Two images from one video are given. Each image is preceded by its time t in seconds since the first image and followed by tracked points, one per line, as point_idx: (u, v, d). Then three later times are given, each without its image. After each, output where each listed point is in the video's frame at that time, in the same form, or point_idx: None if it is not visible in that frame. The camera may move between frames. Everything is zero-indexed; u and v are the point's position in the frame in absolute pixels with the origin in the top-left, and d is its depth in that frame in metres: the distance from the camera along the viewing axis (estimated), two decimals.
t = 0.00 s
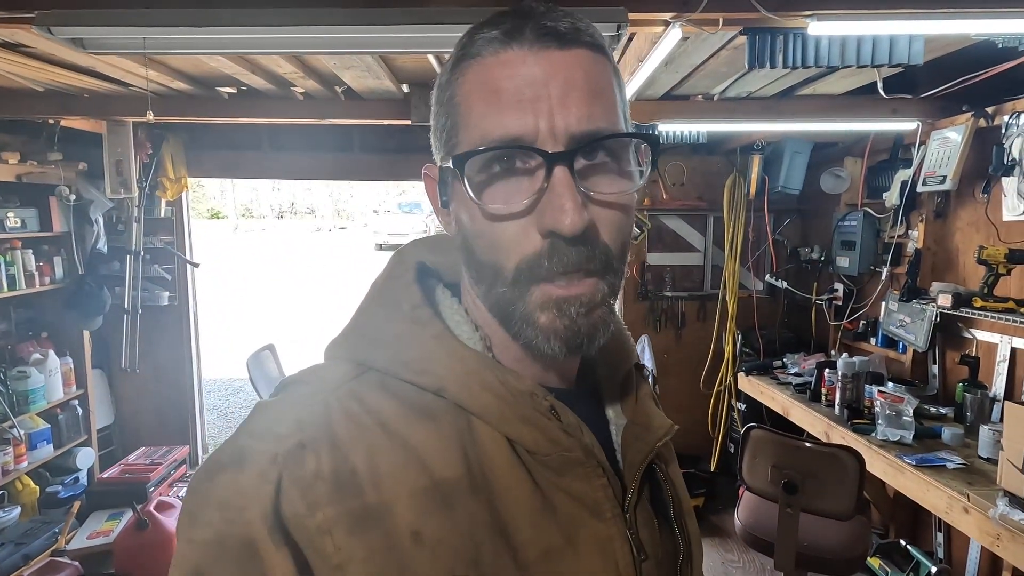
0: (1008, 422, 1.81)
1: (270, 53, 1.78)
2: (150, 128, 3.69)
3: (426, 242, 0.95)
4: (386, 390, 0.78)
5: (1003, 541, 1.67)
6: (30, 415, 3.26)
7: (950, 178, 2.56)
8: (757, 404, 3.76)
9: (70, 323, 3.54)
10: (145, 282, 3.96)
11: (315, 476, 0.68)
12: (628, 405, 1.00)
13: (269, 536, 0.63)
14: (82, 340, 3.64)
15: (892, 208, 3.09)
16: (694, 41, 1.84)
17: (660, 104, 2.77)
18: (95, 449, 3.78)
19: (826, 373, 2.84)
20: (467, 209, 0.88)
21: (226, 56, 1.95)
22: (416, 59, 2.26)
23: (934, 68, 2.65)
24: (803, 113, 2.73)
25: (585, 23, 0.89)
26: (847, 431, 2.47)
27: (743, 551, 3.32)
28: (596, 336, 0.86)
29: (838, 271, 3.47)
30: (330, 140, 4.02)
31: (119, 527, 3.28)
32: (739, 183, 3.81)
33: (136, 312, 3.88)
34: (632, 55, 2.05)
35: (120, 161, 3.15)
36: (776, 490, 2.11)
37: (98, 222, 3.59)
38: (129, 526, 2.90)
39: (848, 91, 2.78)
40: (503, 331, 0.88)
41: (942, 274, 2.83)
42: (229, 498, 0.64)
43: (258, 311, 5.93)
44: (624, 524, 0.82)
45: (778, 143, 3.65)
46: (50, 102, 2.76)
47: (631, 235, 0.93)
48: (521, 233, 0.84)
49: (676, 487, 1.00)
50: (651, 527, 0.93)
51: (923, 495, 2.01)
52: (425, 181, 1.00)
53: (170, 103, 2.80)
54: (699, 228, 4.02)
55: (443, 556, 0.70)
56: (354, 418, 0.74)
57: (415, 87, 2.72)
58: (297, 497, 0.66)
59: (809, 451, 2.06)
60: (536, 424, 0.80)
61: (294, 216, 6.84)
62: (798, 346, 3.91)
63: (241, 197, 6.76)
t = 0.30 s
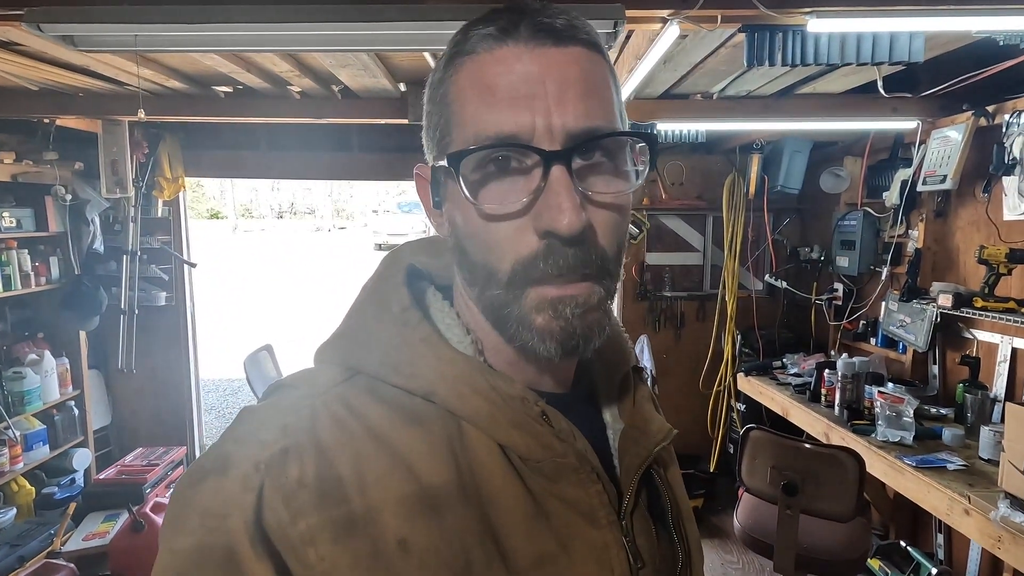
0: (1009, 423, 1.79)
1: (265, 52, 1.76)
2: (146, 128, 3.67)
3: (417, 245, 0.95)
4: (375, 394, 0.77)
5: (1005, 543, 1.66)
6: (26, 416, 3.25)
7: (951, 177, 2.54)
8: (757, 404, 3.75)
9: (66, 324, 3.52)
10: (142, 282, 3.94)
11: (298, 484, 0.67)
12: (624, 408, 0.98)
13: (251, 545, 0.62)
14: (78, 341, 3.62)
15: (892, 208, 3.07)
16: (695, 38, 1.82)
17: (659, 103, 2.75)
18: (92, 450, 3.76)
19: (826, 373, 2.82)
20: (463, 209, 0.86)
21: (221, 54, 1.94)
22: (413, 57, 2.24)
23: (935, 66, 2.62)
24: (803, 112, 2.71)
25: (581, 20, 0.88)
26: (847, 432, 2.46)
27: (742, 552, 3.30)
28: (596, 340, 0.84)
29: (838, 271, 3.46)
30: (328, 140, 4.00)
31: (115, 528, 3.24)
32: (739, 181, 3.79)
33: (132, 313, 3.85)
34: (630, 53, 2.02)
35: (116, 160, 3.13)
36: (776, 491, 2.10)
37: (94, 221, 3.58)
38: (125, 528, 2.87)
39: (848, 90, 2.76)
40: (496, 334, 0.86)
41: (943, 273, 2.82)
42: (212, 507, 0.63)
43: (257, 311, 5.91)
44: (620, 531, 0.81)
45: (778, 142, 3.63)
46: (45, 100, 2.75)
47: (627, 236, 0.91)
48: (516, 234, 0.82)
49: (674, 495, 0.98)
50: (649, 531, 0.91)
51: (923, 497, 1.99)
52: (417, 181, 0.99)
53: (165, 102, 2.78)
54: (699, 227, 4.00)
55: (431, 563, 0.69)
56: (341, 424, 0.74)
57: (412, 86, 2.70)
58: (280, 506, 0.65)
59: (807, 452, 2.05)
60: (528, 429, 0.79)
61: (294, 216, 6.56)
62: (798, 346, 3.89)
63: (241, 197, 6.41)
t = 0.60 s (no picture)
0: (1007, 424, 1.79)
1: (261, 53, 1.76)
2: (143, 129, 3.66)
3: (394, 250, 0.92)
4: (354, 406, 0.77)
5: (1002, 545, 1.65)
6: (21, 419, 3.23)
7: (948, 178, 2.54)
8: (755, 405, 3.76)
9: (62, 325, 3.50)
10: (138, 284, 3.93)
11: (277, 509, 0.67)
12: (608, 407, 0.96)
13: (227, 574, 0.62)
14: (74, 342, 3.60)
15: (890, 209, 3.07)
16: (692, 39, 1.82)
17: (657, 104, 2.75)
18: (88, 452, 3.73)
19: (824, 375, 2.82)
20: (600, 254, 0.76)
21: (216, 54, 1.93)
22: (409, 57, 2.24)
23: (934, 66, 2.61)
24: (801, 113, 2.72)
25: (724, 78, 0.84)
26: (845, 434, 2.45)
27: (740, 553, 3.30)
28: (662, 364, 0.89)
29: (836, 272, 3.45)
30: (326, 141, 3.99)
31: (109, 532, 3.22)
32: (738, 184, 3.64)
33: (129, 314, 3.84)
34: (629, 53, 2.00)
35: (112, 162, 3.12)
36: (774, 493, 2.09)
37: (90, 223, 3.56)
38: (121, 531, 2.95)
39: (846, 91, 2.76)
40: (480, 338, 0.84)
41: (941, 274, 2.82)
42: (183, 535, 0.62)
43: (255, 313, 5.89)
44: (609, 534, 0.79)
45: (776, 143, 3.63)
46: (41, 101, 2.74)
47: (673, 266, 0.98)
48: (660, 291, 0.78)
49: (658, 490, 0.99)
50: (636, 535, 0.91)
51: (921, 497, 1.99)
52: (487, 186, 0.79)
53: (161, 103, 2.77)
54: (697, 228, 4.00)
55: None
56: (322, 440, 0.73)
57: (409, 86, 2.70)
58: (257, 533, 0.65)
59: (805, 453, 2.05)
60: (514, 435, 0.77)
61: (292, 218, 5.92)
62: (796, 347, 3.89)
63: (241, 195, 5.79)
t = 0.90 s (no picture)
0: (997, 418, 1.79)
1: (254, 49, 1.77)
2: (141, 128, 3.67)
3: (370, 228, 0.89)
4: (329, 394, 0.75)
5: (993, 539, 1.66)
6: (18, 416, 3.24)
7: (942, 176, 2.55)
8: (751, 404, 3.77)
9: (60, 324, 3.51)
10: (136, 283, 3.93)
11: (250, 503, 0.65)
12: (587, 390, 0.93)
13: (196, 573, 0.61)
14: (72, 341, 3.61)
15: (885, 207, 3.07)
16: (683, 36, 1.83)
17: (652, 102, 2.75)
18: (86, 450, 3.74)
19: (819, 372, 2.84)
20: (634, 258, 0.74)
21: (211, 52, 1.94)
22: (403, 55, 2.24)
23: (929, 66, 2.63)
24: (795, 111, 2.73)
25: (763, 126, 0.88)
26: (838, 430, 2.45)
27: (736, 551, 3.30)
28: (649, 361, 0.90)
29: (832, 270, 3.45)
30: (323, 140, 4.00)
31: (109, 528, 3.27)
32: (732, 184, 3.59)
33: (126, 313, 3.84)
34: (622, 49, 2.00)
35: (109, 160, 3.13)
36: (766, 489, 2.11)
37: (88, 221, 3.57)
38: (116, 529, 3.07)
39: (840, 89, 2.77)
40: (461, 321, 0.81)
41: (935, 272, 2.82)
42: (146, 535, 0.62)
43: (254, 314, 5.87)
44: (592, 522, 0.77)
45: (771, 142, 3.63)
46: (37, 99, 2.75)
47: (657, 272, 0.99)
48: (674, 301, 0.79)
49: (635, 468, 1.01)
50: (616, 521, 0.91)
51: (914, 493, 1.99)
52: (539, 172, 0.74)
53: (157, 101, 2.78)
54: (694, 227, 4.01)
55: None
56: (296, 431, 0.71)
57: (405, 84, 2.71)
58: (229, 530, 0.64)
59: (799, 449, 2.05)
60: (497, 423, 0.75)
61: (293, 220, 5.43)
62: (792, 346, 3.90)
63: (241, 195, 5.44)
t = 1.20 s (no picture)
0: (990, 415, 1.78)
1: (251, 48, 1.78)
2: (140, 128, 3.68)
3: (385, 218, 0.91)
4: (346, 375, 0.75)
5: (985, 535, 1.67)
6: (17, 415, 3.25)
7: (937, 174, 2.55)
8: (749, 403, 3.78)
9: (59, 322, 3.53)
10: (135, 282, 3.93)
11: (268, 479, 0.66)
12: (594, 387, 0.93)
13: (211, 547, 0.62)
14: (71, 340, 3.62)
15: (881, 206, 3.08)
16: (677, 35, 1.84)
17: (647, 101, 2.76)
18: (85, 449, 3.75)
19: (814, 371, 2.85)
20: (659, 267, 0.75)
21: (208, 51, 1.96)
22: (399, 54, 2.25)
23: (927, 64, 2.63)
24: (790, 110, 2.74)
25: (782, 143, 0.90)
26: (834, 428, 2.46)
27: (733, 550, 3.31)
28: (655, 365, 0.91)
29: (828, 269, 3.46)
30: (321, 139, 4.02)
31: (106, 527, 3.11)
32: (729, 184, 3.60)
33: (125, 312, 3.85)
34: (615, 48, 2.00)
35: (107, 160, 3.14)
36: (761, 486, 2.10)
37: (87, 221, 3.58)
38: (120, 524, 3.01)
39: (836, 88, 2.78)
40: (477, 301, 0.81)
41: (931, 271, 2.83)
42: (164, 505, 0.63)
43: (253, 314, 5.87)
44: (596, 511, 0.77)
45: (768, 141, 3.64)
46: (36, 99, 2.76)
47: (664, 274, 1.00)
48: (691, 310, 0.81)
49: (638, 466, 1.01)
50: (619, 512, 0.91)
51: (908, 490, 2.00)
52: (575, 176, 0.74)
53: (155, 101, 2.79)
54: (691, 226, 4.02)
55: (412, 555, 0.68)
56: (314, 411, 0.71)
57: (401, 84, 2.72)
58: (248, 504, 0.64)
59: (796, 445, 2.05)
60: (508, 410, 0.75)
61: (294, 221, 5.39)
62: (790, 345, 3.90)
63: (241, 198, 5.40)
